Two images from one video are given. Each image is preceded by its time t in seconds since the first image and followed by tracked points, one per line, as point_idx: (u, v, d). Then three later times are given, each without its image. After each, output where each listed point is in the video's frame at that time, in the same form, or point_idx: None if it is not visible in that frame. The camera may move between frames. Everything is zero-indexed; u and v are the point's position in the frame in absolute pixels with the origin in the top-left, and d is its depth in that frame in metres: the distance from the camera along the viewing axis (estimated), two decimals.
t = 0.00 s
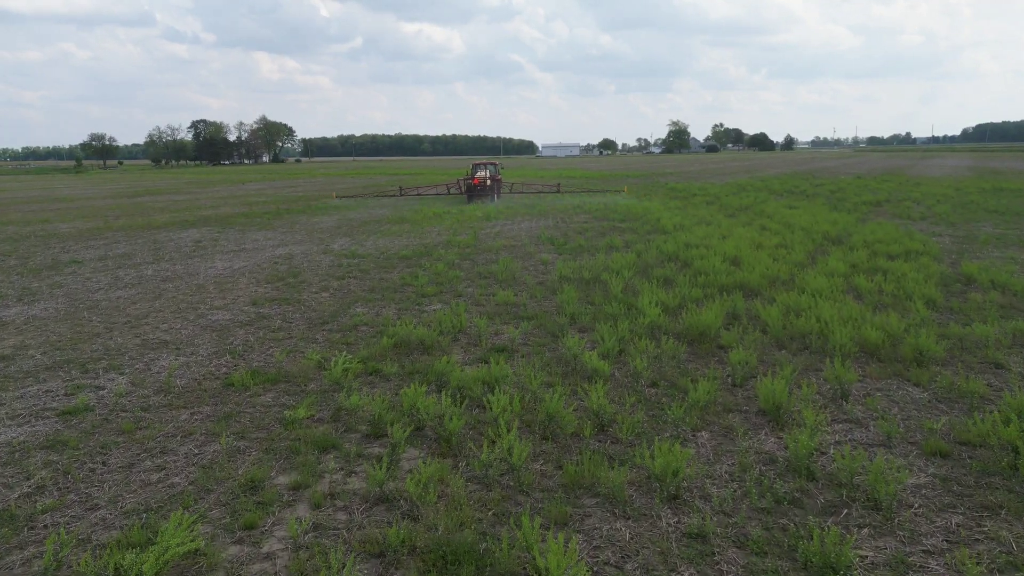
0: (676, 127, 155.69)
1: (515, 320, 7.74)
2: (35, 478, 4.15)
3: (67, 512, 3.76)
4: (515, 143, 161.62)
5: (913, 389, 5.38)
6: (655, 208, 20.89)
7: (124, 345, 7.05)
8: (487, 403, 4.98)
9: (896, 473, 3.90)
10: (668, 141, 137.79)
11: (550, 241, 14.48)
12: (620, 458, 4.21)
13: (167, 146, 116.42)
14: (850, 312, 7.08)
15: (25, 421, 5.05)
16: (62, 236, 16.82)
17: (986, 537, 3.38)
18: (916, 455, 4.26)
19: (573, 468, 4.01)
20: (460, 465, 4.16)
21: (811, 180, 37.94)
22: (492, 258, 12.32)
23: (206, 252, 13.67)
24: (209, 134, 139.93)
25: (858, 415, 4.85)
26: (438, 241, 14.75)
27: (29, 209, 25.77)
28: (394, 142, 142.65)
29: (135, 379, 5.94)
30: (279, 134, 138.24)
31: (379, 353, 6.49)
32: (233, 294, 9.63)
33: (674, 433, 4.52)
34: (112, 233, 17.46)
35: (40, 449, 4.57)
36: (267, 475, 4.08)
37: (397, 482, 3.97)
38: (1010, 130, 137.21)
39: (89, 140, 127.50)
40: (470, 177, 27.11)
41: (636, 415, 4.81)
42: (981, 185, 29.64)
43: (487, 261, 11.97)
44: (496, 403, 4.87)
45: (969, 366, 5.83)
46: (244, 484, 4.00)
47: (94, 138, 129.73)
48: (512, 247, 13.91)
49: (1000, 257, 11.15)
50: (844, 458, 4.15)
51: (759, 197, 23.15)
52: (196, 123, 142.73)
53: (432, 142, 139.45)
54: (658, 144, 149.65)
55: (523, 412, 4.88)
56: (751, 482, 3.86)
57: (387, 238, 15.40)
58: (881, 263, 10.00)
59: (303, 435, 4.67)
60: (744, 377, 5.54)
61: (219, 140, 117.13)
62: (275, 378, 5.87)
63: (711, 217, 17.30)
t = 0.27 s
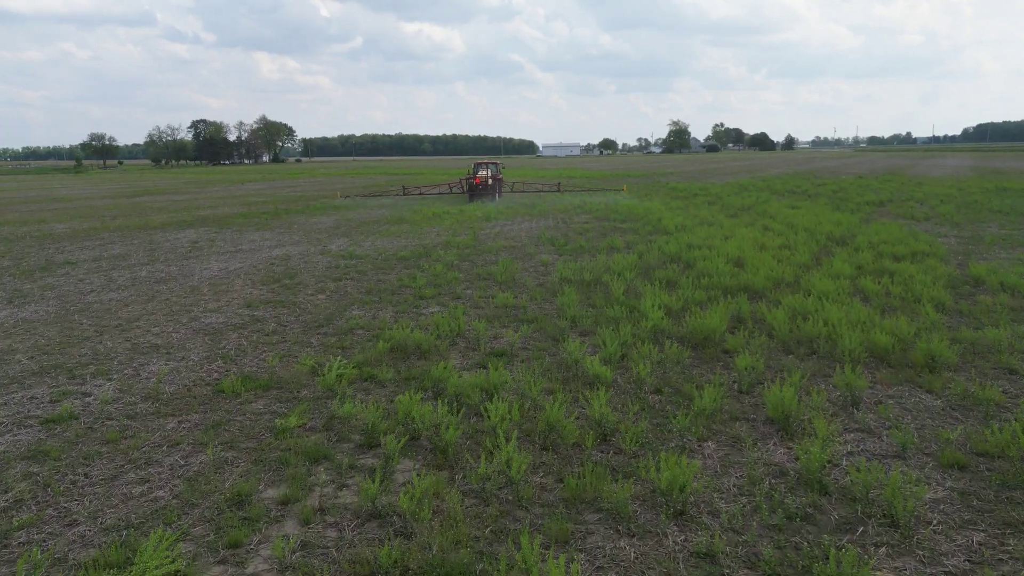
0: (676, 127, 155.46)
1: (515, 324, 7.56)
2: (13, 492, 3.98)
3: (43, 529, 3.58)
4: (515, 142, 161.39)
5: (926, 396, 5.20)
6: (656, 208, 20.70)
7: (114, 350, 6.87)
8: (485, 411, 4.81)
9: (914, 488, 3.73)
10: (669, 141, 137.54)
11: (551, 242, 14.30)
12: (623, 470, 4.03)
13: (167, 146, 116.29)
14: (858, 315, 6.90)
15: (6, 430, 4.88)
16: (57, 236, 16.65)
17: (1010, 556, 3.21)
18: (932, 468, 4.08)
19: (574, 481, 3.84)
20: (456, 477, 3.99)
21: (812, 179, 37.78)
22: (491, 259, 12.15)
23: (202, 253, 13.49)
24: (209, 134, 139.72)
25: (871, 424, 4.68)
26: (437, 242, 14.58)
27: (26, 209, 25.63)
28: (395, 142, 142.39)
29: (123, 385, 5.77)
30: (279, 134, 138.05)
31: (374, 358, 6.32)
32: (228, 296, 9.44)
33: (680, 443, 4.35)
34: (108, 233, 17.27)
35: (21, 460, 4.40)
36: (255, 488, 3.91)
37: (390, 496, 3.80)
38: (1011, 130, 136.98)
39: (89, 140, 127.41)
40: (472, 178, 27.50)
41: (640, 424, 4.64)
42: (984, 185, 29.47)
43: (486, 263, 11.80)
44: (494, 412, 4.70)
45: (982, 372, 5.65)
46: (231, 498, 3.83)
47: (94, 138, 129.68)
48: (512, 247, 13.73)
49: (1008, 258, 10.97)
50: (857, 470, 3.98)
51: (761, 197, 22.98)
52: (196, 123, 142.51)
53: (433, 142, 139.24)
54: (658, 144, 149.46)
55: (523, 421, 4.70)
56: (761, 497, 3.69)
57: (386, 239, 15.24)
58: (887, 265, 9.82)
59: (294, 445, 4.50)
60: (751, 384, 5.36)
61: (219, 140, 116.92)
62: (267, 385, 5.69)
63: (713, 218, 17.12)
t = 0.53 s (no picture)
0: (677, 127, 155.25)
1: (514, 329, 7.30)
2: None
3: (5, 558, 3.33)
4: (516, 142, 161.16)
5: (946, 409, 4.94)
6: (658, 209, 20.44)
7: (97, 357, 6.61)
8: (481, 426, 4.55)
9: (941, 513, 3.47)
10: (670, 141, 137.28)
11: (551, 243, 14.04)
12: (629, 492, 3.78)
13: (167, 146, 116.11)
14: (871, 321, 6.63)
15: None
16: (50, 238, 16.41)
17: None
18: (958, 489, 3.82)
19: (576, 505, 3.58)
20: (450, 500, 3.73)
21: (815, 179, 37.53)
22: (490, 262, 11.89)
23: (195, 254, 13.24)
24: (209, 134, 139.53)
25: (890, 440, 4.42)
26: (435, 244, 14.32)
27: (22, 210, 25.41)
28: (395, 142, 142.14)
29: (103, 396, 5.51)
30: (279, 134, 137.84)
31: (367, 367, 6.06)
32: (219, 300, 9.19)
33: (688, 461, 4.09)
34: (102, 235, 17.05)
35: None
36: (235, 512, 3.66)
37: (379, 521, 3.54)
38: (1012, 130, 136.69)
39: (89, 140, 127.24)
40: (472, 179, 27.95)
41: (646, 440, 4.38)
42: (988, 185, 29.20)
43: (485, 265, 11.54)
44: (491, 426, 4.44)
45: (1004, 382, 5.39)
46: (208, 522, 3.58)
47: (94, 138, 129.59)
48: (512, 249, 13.48)
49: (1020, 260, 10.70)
50: (880, 493, 3.72)
51: (764, 198, 22.73)
52: (195, 123, 142.31)
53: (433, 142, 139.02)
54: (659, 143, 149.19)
55: (522, 437, 4.45)
56: (777, 523, 3.43)
57: (384, 240, 14.98)
58: (897, 268, 9.56)
59: (279, 462, 4.25)
60: (761, 396, 5.10)
61: (218, 140, 116.71)
62: (253, 396, 5.44)
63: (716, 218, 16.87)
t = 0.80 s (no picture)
0: (677, 126, 154.91)
1: (513, 338, 6.95)
2: None
3: None
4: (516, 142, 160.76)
5: (979, 429, 4.58)
6: (661, 209, 20.09)
7: (71, 369, 6.25)
8: (477, 450, 4.20)
9: (988, 554, 3.11)
10: (670, 141, 136.91)
11: (552, 245, 13.69)
12: (638, 528, 3.42)
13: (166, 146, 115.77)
14: (890, 331, 6.27)
15: None
16: (39, 239, 16.06)
17: None
18: (1002, 524, 3.46)
19: (580, 544, 3.22)
20: (441, 537, 3.37)
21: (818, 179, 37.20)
22: (489, 265, 11.54)
23: (186, 257, 12.88)
24: (208, 134, 139.16)
25: (922, 466, 4.06)
26: (432, 246, 13.96)
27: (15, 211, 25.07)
28: (395, 142, 141.77)
29: (73, 414, 5.15)
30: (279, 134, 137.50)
31: (357, 381, 5.70)
32: (206, 306, 8.83)
33: (703, 491, 3.73)
34: (93, 236, 16.68)
35: None
36: (203, 551, 3.30)
37: (361, 563, 3.19)
38: (1013, 130, 136.32)
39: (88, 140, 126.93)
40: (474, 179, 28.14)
41: (655, 466, 4.03)
42: (994, 185, 28.86)
43: (483, 269, 11.18)
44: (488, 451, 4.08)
45: None
46: (171, 563, 3.22)
47: (93, 138, 129.45)
48: (511, 251, 13.13)
49: None
50: (916, 530, 3.37)
51: (768, 199, 22.39)
52: (195, 123, 141.97)
53: (433, 142, 138.68)
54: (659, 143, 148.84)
55: (521, 462, 4.10)
56: (806, 567, 3.07)
57: (380, 242, 14.62)
58: (911, 272, 9.20)
59: (256, 490, 3.89)
60: (778, 414, 4.74)
61: (218, 139, 116.43)
62: (233, 413, 5.08)
63: (720, 219, 16.52)
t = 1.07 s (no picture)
0: (678, 126, 154.52)
1: (511, 352, 6.50)
2: None
3: None
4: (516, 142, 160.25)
5: None
6: (664, 211, 19.62)
7: (34, 387, 5.80)
8: (469, 486, 3.76)
9: None
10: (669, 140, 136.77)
11: (552, 248, 13.25)
12: None
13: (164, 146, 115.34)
14: (917, 345, 5.82)
15: None
16: (25, 242, 15.60)
17: None
18: None
19: None
20: None
21: (822, 180, 36.72)
22: (486, 270, 11.08)
23: (173, 261, 12.43)
24: (207, 134, 138.66)
25: (969, 506, 3.61)
26: (429, 249, 13.50)
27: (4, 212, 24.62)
28: (394, 142, 141.27)
29: (27, 440, 4.70)
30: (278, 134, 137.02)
31: (341, 401, 5.26)
32: (187, 314, 8.37)
33: (725, 539, 3.29)
34: (79, 239, 16.21)
35: None
36: None
37: None
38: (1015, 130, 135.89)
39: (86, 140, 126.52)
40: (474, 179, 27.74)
41: (670, 506, 3.58)
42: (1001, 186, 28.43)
43: (481, 274, 10.73)
44: (482, 489, 3.64)
45: None
46: None
47: (91, 138, 129.07)
48: (510, 255, 12.69)
49: None
50: None
51: (773, 200, 21.92)
52: (194, 123, 141.48)
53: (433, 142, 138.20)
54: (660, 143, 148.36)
55: (518, 501, 3.65)
56: None
57: (375, 245, 14.15)
58: (931, 278, 8.75)
59: (219, 535, 3.44)
60: (803, 443, 4.30)
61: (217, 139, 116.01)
62: (203, 439, 4.64)
63: (725, 222, 16.08)
